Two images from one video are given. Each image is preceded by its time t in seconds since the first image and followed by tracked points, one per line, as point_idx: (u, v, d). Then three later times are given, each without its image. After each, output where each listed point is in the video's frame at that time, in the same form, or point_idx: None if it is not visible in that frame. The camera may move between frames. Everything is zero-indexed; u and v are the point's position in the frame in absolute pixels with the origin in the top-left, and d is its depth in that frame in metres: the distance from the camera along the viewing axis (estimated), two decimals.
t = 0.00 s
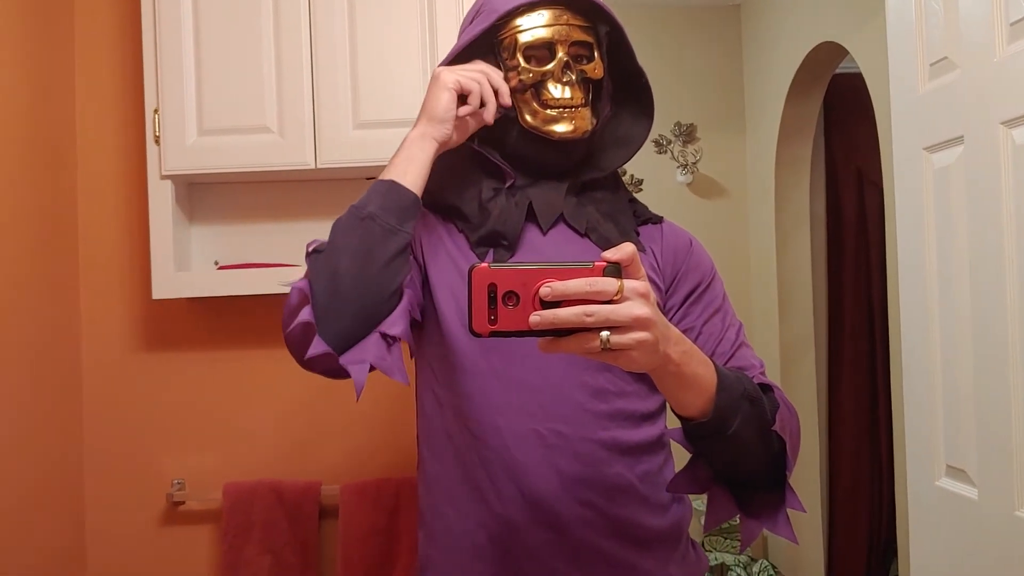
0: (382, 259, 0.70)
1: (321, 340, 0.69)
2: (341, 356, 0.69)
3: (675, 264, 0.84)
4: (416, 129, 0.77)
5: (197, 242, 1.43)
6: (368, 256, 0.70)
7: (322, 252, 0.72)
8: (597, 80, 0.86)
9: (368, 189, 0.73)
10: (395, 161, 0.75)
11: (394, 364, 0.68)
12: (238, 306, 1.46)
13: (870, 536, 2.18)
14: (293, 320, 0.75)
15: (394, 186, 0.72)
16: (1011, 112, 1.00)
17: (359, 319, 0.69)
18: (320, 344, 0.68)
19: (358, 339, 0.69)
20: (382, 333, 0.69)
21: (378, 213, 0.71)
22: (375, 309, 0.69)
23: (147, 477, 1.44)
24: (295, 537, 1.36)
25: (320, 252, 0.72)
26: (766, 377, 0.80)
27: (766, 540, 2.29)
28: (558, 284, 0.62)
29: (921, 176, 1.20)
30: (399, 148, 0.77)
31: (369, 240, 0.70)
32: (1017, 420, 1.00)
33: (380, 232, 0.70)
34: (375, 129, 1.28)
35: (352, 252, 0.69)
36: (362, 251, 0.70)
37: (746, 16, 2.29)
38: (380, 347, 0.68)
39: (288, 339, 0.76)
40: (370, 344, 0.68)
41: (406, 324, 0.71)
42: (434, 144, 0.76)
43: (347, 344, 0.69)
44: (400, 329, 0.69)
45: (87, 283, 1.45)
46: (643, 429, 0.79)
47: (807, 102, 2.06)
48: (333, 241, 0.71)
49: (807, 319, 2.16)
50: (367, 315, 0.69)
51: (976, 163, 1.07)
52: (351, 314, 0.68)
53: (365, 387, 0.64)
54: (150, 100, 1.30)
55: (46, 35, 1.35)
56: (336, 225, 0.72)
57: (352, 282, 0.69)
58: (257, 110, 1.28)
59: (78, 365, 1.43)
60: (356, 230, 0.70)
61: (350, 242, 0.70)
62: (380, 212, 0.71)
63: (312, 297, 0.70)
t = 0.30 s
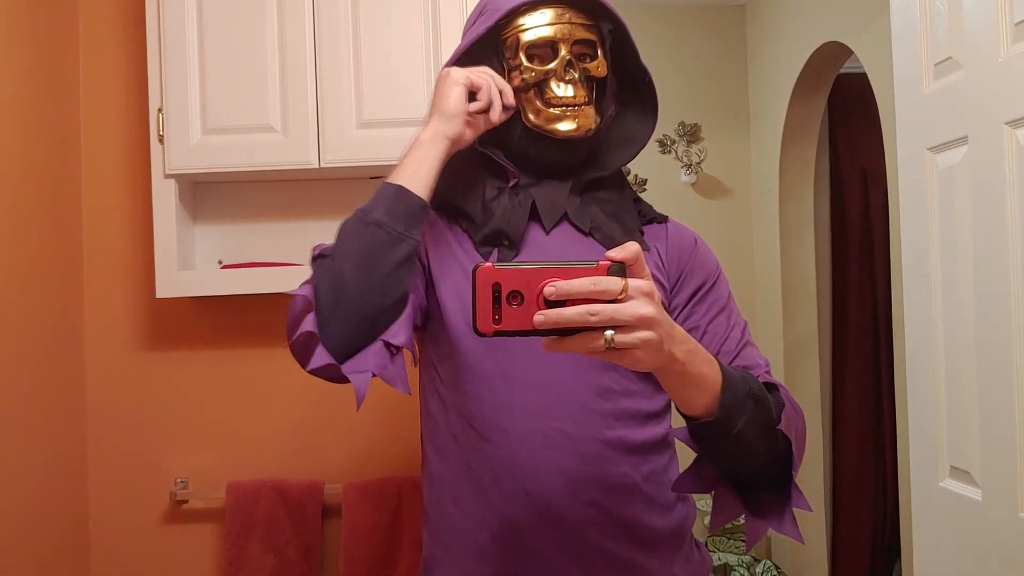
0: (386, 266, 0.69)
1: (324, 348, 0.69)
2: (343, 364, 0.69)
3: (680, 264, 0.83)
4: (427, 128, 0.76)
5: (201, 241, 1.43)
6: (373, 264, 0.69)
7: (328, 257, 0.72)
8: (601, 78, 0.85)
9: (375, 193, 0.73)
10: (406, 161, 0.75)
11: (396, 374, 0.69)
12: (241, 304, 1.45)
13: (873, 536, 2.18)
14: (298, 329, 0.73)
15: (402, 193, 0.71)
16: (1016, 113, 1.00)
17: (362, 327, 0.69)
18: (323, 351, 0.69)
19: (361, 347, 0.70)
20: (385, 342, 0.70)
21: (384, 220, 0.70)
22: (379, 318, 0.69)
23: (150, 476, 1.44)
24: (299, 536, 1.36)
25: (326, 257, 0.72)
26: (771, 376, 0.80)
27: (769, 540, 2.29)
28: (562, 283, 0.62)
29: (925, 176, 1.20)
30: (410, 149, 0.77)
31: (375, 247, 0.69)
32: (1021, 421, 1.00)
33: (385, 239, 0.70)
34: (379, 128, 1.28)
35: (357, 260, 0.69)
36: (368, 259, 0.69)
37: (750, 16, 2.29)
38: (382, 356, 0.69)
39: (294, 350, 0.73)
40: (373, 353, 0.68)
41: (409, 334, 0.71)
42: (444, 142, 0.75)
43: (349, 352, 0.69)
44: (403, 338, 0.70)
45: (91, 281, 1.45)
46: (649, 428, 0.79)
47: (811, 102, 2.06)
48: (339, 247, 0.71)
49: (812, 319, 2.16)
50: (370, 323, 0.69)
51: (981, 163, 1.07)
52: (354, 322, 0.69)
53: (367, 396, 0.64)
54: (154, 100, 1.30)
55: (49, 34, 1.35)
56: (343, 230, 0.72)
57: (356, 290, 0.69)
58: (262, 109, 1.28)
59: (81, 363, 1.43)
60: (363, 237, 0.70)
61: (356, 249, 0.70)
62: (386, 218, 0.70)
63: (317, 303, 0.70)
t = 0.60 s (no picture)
0: (410, 279, 0.70)
1: (341, 355, 0.69)
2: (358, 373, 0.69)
3: (682, 264, 0.84)
4: (455, 146, 0.76)
5: (203, 240, 1.43)
6: (398, 276, 0.69)
7: (351, 263, 0.71)
8: (605, 78, 0.85)
9: (402, 203, 0.72)
10: (434, 180, 0.74)
11: (405, 386, 0.69)
12: (243, 304, 1.45)
13: (874, 536, 2.18)
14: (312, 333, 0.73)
15: (433, 208, 0.71)
16: (1016, 113, 1.00)
17: (379, 336, 0.69)
18: (341, 358, 0.69)
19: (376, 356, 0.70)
20: (398, 353, 0.70)
21: (413, 234, 0.70)
22: (396, 330, 0.70)
23: (151, 475, 1.44)
24: (300, 535, 1.37)
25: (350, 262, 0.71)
26: (774, 377, 0.80)
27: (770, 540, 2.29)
28: (565, 283, 0.62)
29: (927, 176, 1.20)
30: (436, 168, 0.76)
31: (401, 260, 0.70)
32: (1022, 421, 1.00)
33: (413, 253, 0.70)
34: (381, 127, 1.28)
35: (382, 271, 0.69)
36: (393, 272, 0.69)
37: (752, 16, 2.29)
38: (393, 367, 0.69)
39: (307, 355, 0.73)
40: (385, 363, 0.68)
41: (421, 347, 0.71)
42: (478, 156, 0.76)
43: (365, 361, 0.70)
44: (415, 351, 0.70)
45: (92, 280, 1.45)
46: (652, 428, 0.79)
47: (812, 102, 2.06)
48: (365, 255, 0.70)
49: (813, 319, 2.16)
50: (387, 333, 0.70)
51: (982, 164, 1.07)
52: (373, 331, 0.69)
53: (377, 406, 0.64)
54: (156, 99, 1.30)
55: (51, 33, 1.35)
56: (369, 237, 0.71)
57: (379, 302, 0.69)
58: (264, 108, 1.28)
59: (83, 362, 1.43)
60: (390, 248, 0.70)
61: (382, 259, 0.69)
62: (415, 232, 0.70)
63: (337, 309, 0.70)
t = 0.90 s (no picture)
0: (399, 268, 0.69)
1: (331, 346, 0.69)
2: (348, 363, 0.69)
3: (684, 263, 0.84)
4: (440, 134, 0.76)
5: (204, 238, 1.43)
6: (385, 265, 0.69)
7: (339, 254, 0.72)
8: (608, 78, 0.85)
9: (391, 193, 0.72)
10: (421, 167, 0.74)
11: (398, 378, 0.69)
12: (244, 303, 1.46)
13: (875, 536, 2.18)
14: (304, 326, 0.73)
15: (419, 196, 0.71)
16: (1017, 113, 1.00)
17: (370, 327, 0.69)
18: (330, 349, 0.69)
19: (367, 347, 0.70)
20: (391, 346, 0.70)
21: (399, 222, 0.70)
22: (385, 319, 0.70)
23: (151, 473, 1.44)
24: (300, 534, 1.37)
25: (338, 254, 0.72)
26: (776, 376, 0.80)
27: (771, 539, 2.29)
28: (567, 282, 0.62)
29: (927, 175, 1.20)
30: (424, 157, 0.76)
31: (388, 249, 0.69)
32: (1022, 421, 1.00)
33: (399, 240, 0.70)
34: (383, 126, 1.29)
35: (369, 260, 0.69)
36: (380, 259, 0.69)
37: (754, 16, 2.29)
38: (386, 359, 0.69)
39: (300, 345, 0.73)
40: (377, 355, 0.69)
41: (416, 339, 0.71)
42: (462, 138, 0.75)
43: (355, 352, 0.70)
44: (409, 343, 0.70)
45: (93, 279, 1.45)
46: (653, 426, 0.79)
47: (813, 103, 2.06)
48: (352, 246, 0.71)
49: (814, 319, 2.16)
50: (378, 324, 0.70)
51: (982, 164, 1.07)
52: (363, 321, 0.69)
53: (368, 400, 0.65)
54: (157, 98, 1.31)
55: (52, 32, 1.35)
56: (357, 228, 0.72)
57: (366, 290, 0.69)
58: (265, 107, 1.28)
59: (84, 361, 1.43)
60: (376, 237, 0.70)
61: (369, 249, 0.69)
62: (401, 220, 0.70)
63: (326, 300, 0.70)
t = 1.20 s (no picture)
0: (412, 274, 0.70)
1: (343, 343, 0.69)
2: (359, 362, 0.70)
3: (690, 262, 0.84)
4: (455, 146, 0.77)
5: (208, 237, 1.43)
6: (399, 269, 0.70)
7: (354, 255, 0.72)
8: (612, 76, 0.85)
9: (407, 198, 0.73)
10: (434, 178, 0.75)
11: (405, 379, 0.70)
12: (247, 301, 1.46)
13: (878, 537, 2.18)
14: (316, 323, 0.74)
15: (436, 204, 0.72)
16: (1021, 113, 1.00)
17: (381, 329, 0.69)
18: (342, 347, 0.69)
19: (378, 347, 0.70)
20: (401, 346, 0.70)
21: (416, 226, 0.70)
22: (398, 321, 0.70)
23: (155, 471, 1.44)
24: (304, 532, 1.37)
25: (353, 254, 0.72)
26: (780, 375, 0.80)
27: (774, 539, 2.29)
28: (569, 282, 0.62)
29: (931, 175, 1.20)
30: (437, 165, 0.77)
31: (403, 253, 0.70)
32: None
33: (416, 246, 0.70)
34: (386, 125, 1.29)
35: (385, 262, 0.69)
36: (396, 262, 0.70)
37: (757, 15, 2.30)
38: (397, 359, 0.69)
39: (310, 344, 0.75)
40: (388, 354, 0.69)
41: (423, 342, 0.72)
42: (477, 157, 0.76)
43: (366, 351, 0.70)
44: (417, 345, 0.71)
45: (97, 277, 1.45)
46: (658, 424, 0.79)
47: (816, 102, 2.06)
48: (368, 247, 0.71)
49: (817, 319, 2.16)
50: (388, 327, 0.70)
51: (986, 164, 1.07)
52: (374, 324, 0.69)
53: (380, 395, 0.65)
54: (161, 97, 1.31)
55: (56, 30, 1.35)
56: (373, 231, 0.72)
57: (381, 292, 0.69)
58: (269, 105, 1.29)
59: (88, 359, 1.44)
60: (393, 240, 0.70)
61: (384, 252, 0.70)
62: (418, 226, 0.71)
63: (339, 299, 0.70)
